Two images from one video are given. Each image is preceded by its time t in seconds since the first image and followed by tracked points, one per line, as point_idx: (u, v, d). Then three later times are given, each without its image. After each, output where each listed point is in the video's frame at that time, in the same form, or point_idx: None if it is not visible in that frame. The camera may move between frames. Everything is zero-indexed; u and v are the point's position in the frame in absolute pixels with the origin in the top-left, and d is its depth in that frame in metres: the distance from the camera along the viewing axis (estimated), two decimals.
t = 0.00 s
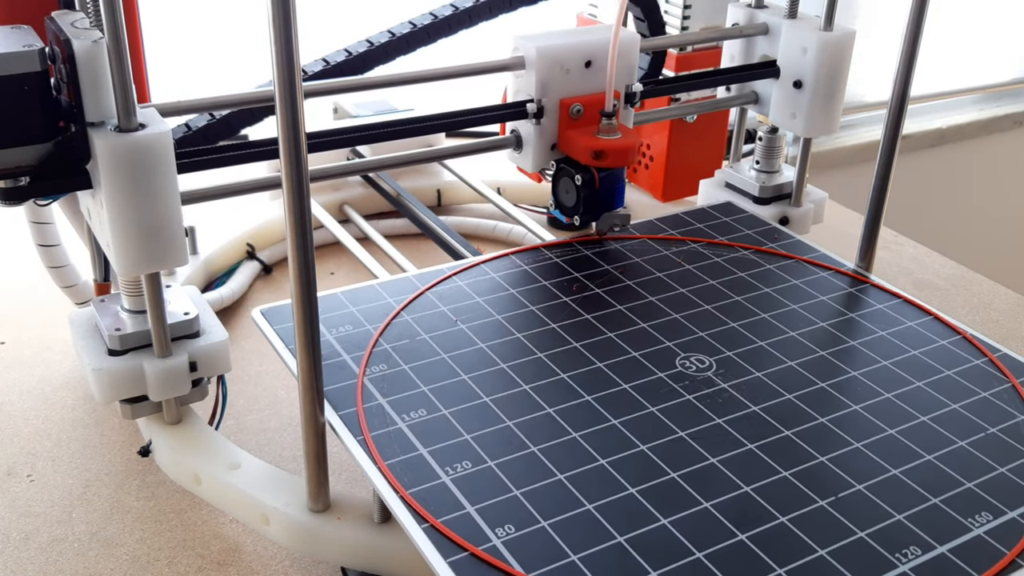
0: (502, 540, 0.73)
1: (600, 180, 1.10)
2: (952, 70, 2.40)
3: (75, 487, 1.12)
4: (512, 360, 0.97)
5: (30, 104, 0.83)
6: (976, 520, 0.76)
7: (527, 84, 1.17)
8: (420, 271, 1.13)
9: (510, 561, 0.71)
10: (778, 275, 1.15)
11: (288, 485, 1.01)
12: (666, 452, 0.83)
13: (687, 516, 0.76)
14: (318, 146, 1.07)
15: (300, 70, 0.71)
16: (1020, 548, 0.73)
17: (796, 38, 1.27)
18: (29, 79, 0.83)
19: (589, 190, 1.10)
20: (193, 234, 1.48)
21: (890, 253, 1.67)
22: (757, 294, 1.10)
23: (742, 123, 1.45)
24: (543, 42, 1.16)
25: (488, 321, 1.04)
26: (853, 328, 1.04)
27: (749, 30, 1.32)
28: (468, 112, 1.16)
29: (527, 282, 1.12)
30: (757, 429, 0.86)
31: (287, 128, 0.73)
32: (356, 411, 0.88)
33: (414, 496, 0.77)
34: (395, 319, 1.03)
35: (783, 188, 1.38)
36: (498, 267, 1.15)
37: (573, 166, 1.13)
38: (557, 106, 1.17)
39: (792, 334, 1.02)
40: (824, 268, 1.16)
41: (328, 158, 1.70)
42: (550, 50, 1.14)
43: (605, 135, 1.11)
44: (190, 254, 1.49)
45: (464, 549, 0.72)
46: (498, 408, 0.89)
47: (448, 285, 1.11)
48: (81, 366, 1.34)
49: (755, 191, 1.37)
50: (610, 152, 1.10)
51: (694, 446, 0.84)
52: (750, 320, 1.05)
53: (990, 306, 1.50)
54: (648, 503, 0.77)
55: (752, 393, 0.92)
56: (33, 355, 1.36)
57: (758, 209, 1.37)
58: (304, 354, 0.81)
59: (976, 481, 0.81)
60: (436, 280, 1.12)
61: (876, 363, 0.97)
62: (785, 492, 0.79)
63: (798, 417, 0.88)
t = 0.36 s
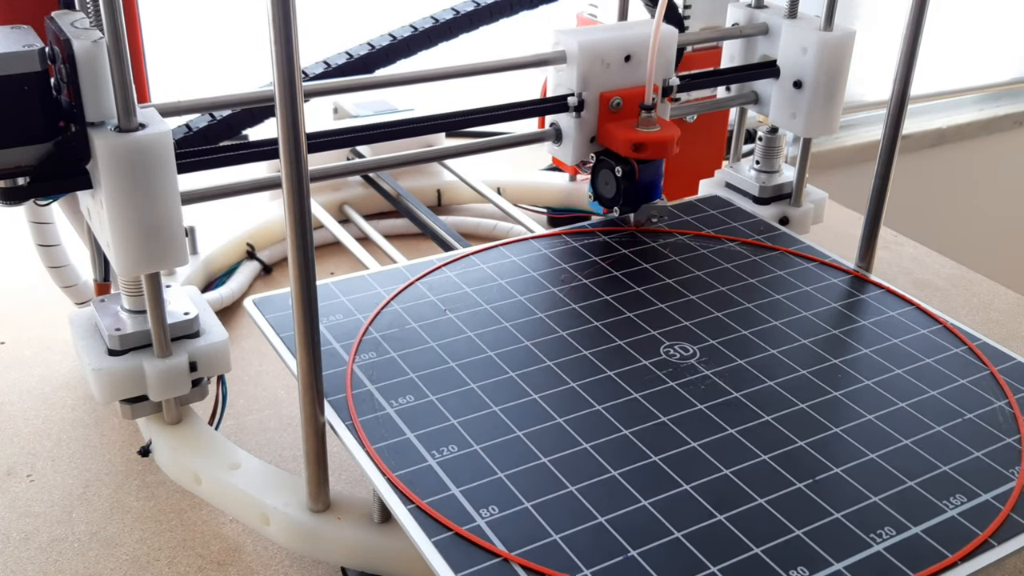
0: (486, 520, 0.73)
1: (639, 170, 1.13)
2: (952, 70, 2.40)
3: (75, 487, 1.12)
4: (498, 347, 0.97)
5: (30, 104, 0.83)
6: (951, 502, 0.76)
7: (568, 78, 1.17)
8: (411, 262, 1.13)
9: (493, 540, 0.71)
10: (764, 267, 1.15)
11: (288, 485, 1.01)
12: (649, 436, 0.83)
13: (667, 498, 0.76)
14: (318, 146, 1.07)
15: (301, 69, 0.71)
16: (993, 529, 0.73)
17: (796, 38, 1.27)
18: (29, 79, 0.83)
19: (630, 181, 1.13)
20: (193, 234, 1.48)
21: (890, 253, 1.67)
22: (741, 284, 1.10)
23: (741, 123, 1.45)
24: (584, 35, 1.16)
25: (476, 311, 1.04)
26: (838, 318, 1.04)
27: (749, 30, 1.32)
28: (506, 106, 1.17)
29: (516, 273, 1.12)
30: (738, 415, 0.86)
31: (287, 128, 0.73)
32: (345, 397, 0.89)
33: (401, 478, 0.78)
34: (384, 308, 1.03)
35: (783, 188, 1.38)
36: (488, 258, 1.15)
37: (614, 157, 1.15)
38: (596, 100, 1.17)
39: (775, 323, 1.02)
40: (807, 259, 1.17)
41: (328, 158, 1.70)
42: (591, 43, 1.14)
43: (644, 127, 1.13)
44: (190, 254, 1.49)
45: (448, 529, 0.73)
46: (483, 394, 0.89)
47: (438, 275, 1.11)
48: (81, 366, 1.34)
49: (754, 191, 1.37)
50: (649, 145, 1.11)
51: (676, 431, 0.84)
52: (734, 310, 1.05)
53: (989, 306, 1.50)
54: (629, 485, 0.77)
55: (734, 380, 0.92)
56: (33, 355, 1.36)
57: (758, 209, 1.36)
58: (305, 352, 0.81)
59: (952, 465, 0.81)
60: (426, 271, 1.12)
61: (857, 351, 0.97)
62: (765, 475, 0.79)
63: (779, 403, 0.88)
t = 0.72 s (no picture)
0: (465, 494, 0.77)
1: (673, 164, 1.18)
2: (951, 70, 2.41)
3: (75, 487, 1.12)
4: (482, 331, 1.01)
5: (30, 104, 0.83)
6: (916, 478, 0.81)
7: (602, 72, 1.20)
8: (398, 250, 1.17)
9: (470, 512, 0.75)
10: (742, 255, 1.19)
11: (289, 485, 1.01)
12: (625, 415, 0.87)
13: (641, 473, 0.80)
14: (317, 146, 1.07)
15: (301, 68, 0.71)
16: (955, 503, 0.78)
17: (796, 38, 1.27)
18: (30, 79, 0.83)
19: (664, 173, 1.19)
20: (193, 234, 1.48)
21: (890, 253, 1.67)
22: (719, 271, 1.15)
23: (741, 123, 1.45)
24: (620, 31, 1.19)
25: (461, 297, 1.08)
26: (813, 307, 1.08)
27: (749, 30, 1.32)
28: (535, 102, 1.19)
29: (500, 261, 1.16)
30: (712, 396, 0.91)
31: (288, 127, 0.73)
32: (331, 376, 0.93)
33: (383, 454, 0.82)
34: (371, 293, 1.08)
35: (783, 188, 1.37)
36: (473, 246, 1.19)
37: (648, 150, 1.20)
38: (631, 94, 1.21)
39: (751, 308, 1.07)
40: (787, 248, 1.21)
41: (328, 158, 1.70)
42: (627, 40, 1.18)
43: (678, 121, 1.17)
44: (191, 254, 1.49)
45: (427, 502, 0.76)
46: (466, 375, 0.93)
47: (423, 262, 1.15)
48: (81, 366, 1.34)
49: (754, 191, 1.36)
50: (684, 138, 1.16)
51: (652, 411, 0.88)
52: (713, 296, 1.09)
53: (989, 306, 1.50)
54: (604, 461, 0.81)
55: (710, 362, 0.97)
56: (34, 355, 1.36)
57: (758, 209, 1.36)
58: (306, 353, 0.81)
59: (919, 443, 0.85)
60: (412, 258, 1.16)
61: (831, 336, 1.02)
62: (736, 452, 0.83)
63: (754, 385, 0.93)
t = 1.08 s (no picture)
0: (442, 467, 0.81)
1: (699, 158, 1.23)
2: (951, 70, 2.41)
3: (75, 487, 1.12)
4: (463, 314, 1.06)
5: (30, 104, 0.83)
6: (880, 452, 0.85)
7: (629, 69, 1.25)
8: (383, 237, 1.23)
9: (445, 484, 0.79)
10: (718, 241, 1.24)
11: (289, 485, 1.01)
12: (599, 393, 0.92)
13: (613, 447, 0.84)
14: (317, 146, 1.07)
15: (302, 68, 0.71)
16: (917, 475, 0.82)
17: (796, 38, 1.27)
18: (29, 79, 0.83)
19: (690, 167, 1.23)
20: (193, 234, 1.48)
21: (890, 253, 1.67)
22: (696, 257, 1.20)
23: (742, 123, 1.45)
24: (647, 28, 1.23)
25: (443, 281, 1.13)
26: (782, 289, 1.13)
27: (749, 30, 1.32)
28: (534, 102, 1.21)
29: (484, 247, 1.22)
30: (685, 374, 0.96)
31: (288, 127, 0.73)
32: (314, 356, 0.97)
33: (363, 429, 0.86)
34: (356, 278, 1.13)
35: (783, 188, 1.37)
36: (457, 234, 1.25)
37: (674, 145, 1.25)
38: (657, 89, 1.25)
39: (726, 292, 1.12)
40: (763, 234, 1.27)
41: (328, 158, 1.70)
42: (652, 36, 1.22)
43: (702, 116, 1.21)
44: (191, 254, 1.49)
45: (406, 474, 0.80)
46: (446, 355, 0.98)
47: (408, 249, 1.21)
48: (81, 366, 1.34)
49: (754, 191, 1.37)
50: (710, 132, 1.19)
51: (626, 389, 0.93)
52: (690, 281, 1.14)
53: (989, 307, 1.50)
54: (579, 437, 0.85)
55: (684, 343, 1.01)
56: (33, 355, 1.36)
57: (758, 209, 1.36)
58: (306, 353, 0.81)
59: (884, 420, 0.90)
60: (397, 245, 1.21)
61: (802, 318, 1.07)
62: (705, 428, 0.88)
63: (725, 365, 0.98)
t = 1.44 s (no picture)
0: (415, 435, 0.86)
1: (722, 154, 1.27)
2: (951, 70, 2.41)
3: (75, 487, 1.12)
4: (441, 293, 1.11)
5: (30, 104, 0.83)
6: (836, 422, 0.89)
7: (652, 65, 1.27)
8: (366, 221, 1.28)
9: (417, 449, 0.84)
10: (692, 225, 1.30)
11: (289, 486, 1.01)
12: (569, 367, 0.97)
13: (580, 416, 0.89)
14: (317, 146, 1.07)
15: (302, 67, 0.71)
16: (871, 443, 0.86)
17: (796, 38, 1.27)
18: (29, 79, 0.83)
19: (713, 163, 1.27)
20: (193, 234, 1.48)
21: (890, 253, 1.67)
22: (670, 241, 1.25)
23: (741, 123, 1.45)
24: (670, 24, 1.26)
25: (422, 262, 1.18)
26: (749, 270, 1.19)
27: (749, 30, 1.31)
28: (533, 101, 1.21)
29: (464, 230, 1.27)
30: (653, 349, 1.01)
31: (288, 127, 0.73)
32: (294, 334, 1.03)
33: (340, 400, 0.91)
34: (339, 260, 1.18)
35: (784, 188, 1.37)
36: (437, 217, 1.30)
37: (695, 142, 1.28)
38: (680, 86, 1.28)
39: (697, 273, 1.17)
40: (736, 220, 1.32)
41: (328, 158, 1.70)
42: (676, 32, 1.24)
43: (725, 113, 1.26)
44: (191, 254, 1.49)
45: (379, 441, 0.85)
46: (423, 332, 1.03)
47: (390, 232, 1.25)
48: (81, 366, 1.34)
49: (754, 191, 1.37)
50: (732, 129, 1.25)
51: (595, 362, 0.98)
52: (663, 263, 1.19)
53: (990, 307, 1.50)
54: (547, 407, 0.90)
55: (653, 321, 1.06)
56: (34, 355, 1.36)
57: (758, 209, 1.36)
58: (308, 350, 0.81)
59: (842, 391, 0.94)
60: (379, 228, 1.26)
61: (769, 297, 1.12)
62: (669, 398, 0.92)
63: (691, 341, 1.02)
